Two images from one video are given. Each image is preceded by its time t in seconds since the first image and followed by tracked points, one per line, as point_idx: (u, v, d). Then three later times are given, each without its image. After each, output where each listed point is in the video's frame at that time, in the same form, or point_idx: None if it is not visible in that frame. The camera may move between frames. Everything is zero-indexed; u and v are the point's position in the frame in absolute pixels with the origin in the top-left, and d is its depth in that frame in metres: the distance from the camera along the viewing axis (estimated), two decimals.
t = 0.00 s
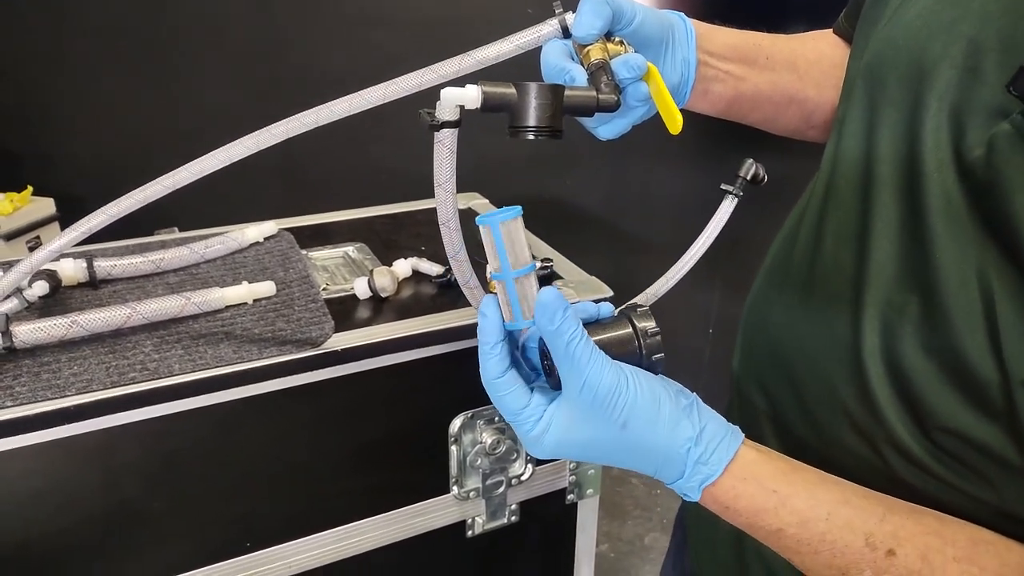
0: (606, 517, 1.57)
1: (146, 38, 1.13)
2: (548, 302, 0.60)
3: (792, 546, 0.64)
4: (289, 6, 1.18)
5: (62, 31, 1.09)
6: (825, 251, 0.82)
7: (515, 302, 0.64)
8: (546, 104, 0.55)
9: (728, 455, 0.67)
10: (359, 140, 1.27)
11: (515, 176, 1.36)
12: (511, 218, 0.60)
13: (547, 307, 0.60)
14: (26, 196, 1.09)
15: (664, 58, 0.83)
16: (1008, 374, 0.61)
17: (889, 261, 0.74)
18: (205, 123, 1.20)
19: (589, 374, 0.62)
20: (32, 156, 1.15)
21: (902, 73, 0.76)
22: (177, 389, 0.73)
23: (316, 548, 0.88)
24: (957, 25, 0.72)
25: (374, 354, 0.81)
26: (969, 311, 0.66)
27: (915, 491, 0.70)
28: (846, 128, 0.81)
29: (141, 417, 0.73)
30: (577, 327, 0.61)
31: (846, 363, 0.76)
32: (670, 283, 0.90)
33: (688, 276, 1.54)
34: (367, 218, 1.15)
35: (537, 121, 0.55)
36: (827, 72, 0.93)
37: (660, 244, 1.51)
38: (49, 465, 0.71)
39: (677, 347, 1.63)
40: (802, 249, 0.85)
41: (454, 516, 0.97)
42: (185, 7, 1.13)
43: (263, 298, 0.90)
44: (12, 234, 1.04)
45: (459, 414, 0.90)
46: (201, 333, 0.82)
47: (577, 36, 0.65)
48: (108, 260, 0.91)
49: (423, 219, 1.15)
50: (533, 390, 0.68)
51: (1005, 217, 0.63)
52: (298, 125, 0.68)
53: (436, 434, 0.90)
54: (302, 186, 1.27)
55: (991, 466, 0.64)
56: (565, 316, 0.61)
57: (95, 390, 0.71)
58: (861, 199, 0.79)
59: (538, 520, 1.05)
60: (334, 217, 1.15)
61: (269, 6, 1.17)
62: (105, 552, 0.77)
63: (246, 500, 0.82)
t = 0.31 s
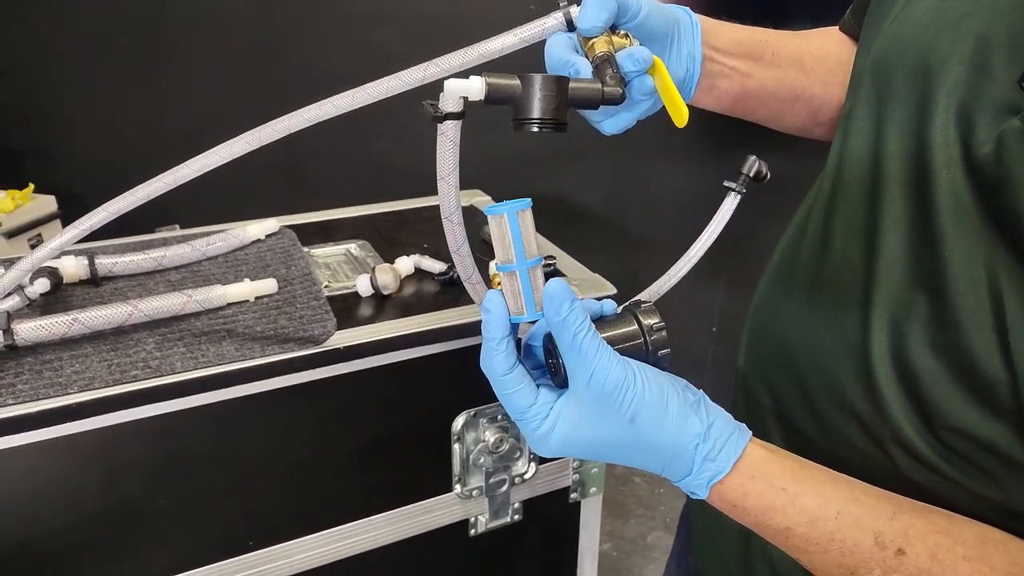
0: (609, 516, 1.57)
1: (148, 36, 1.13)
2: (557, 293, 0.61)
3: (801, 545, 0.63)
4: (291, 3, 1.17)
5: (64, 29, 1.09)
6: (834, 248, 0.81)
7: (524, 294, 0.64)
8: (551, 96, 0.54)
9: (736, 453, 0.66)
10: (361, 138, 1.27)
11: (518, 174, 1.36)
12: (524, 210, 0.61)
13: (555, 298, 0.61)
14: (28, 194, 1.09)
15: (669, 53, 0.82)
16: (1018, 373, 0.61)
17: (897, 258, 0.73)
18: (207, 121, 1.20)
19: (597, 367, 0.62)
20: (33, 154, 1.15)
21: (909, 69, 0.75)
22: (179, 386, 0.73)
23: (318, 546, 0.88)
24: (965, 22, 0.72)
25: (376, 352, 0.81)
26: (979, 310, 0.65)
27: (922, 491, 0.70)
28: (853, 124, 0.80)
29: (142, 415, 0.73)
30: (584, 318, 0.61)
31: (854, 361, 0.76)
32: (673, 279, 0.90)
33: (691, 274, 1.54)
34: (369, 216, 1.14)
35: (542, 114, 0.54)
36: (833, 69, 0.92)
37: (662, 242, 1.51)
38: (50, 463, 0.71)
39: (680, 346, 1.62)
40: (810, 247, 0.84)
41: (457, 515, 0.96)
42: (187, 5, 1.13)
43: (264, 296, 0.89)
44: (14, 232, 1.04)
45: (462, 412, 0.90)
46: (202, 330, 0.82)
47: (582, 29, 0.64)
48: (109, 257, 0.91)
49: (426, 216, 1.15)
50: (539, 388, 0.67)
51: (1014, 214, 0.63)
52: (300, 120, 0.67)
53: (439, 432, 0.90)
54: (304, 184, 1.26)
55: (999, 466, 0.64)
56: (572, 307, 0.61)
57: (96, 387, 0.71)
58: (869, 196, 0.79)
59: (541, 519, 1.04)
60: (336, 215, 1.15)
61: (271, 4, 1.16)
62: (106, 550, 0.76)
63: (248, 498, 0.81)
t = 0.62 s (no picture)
0: (608, 514, 1.56)
1: (147, 31, 1.12)
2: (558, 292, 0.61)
3: (804, 545, 0.63)
4: None
5: (62, 24, 1.08)
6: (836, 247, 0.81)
7: (525, 293, 0.63)
8: (552, 93, 0.54)
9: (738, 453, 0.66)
10: (361, 135, 1.26)
11: (518, 171, 1.35)
12: (525, 209, 0.60)
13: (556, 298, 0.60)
14: (27, 190, 1.08)
15: (671, 49, 0.82)
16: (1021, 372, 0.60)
17: (900, 256, 0.73)
18: (206, 117, 1.20)
19: (599, 367, 0.62)
20: (31, 149, 1.14)
21: (913, 66, 0.75)
22: (178, 383, 0.72)
23: (317, 544, 0.88)
24: (969, 19, 0.71)
25: (376, 350, 0.81)
26: (982, 308, 0.65)
27: (924, 490, 0.69)
28: (856, 120, 0.79)
29: (141, 412, 0.72)
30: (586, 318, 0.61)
31: (856, 359, 0.75)
32: (673, 279, 0.89)
33: (691, 272, 1.53)
34: (368, 213, 1.14)
35: (543, 110, 0.54)
36: (834, 66, 0.92)
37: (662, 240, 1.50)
38: (49, 460, 0.71)
39: (679, 344, 1.62)
40: (812, 246, 0.83)
41: (456, 513, 0.96)
42: None
43: (263, 293, 0.89)
44: (13, 228, 1.03)
45: (462, 410, 0.89)
46: (201, 328, 0.81)
47: (583, 25, 0.64)
48: (108, 254, 0.90)
49: (425, 214, 1.15)
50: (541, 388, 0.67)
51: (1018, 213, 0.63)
52: (298, 116, 0.66)
53: (438, 430, 0.89)
54: (304, 180, 1.26)
55: (1000, 464, 0.64)
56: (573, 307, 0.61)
57: (95, 384, 0.71)
58: (872, 194, 0.78)
59: (540, 517, 1.04)
60: (336, 212, 1.14)
61: None
62: (105, 547, 0.76)
63: (248, 495, 0.81)
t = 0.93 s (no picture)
0: (610, 517, 1.56)
1: (151, 35, 1.12)
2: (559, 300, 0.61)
3: (807, 551, 0.63)
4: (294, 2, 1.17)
5: (67, 28, 1.09)
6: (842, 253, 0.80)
7: (527, 300, 0.63)
8: (556, 98, 0.54)
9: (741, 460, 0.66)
10: (363, 138, 1.26)
11: (520, 174, 1.36)
12: (526, 217, 0.60)
13: (556, 307, 0.60)
14: (30, 193, 1.09)
15: (675, 52, 0.82)
16: None
17: (905, 264, 0.72)
18: (210, 121, 1.20)
19: (600, 373, 0.62)
20: (35, 152, 1.15)
21: (916, 71, 0.74)
22: (182, 387, 0.73)
23: (320, 547, 0.88)
24: (973, 25, 0.71)
25: (379, 354, 0.81)
26: (987, 317, 0.64)
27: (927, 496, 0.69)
28: (860, 124, 0.79)
29: (145, 416, 0.73)
30: (586, 326, 0.60)
31: (861, 364, 0.75)
32: (675, 282, 0.89)
33: (694, 275, 1.53)
34: (371, 217, 1.14)
35: (547, 115, 0.54)
36: (838, 71, 0.91)
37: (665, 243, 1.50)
38: (53, 464, 0.71)
39: (681, 347, 1.62)
40: (817, 252, 0.83)
41: (459, 516, 0.96)
42: (189, 4, 1.12)
43: (267, 297, 0.89)
44: (16, 231, 1.03)
45: (465, 414, 0.89)
46: (205, 331, 0.81)
47: (587, 29, 0.64)
48: (111, 257, 0.90)
49: (428, 217, 1.15)
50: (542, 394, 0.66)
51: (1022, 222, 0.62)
52: (301, 121, 0.66)
53: (442, 434, 0.89)
54: (306, 184, 1.26)
55: (1004, 471, 0.64)
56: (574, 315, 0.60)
57: (99, 388, 0.71)
58: (876, 200, 0.78)
59: (543, 521, 1.04)
60: (339, 215, 1.14)
61: (274, 3, 1.16)
62: (108, 551, 0.76)
63: (251, 499, 0.81)
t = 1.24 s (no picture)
0: (614, 517, 1.56)
1: (154, 36, 1.13)
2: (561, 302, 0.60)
3: (811, 551, 0.63)
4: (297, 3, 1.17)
5: (70, 28, 1.09)
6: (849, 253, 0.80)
7: (528, 303, 0.63)
8: (560, 96, 0.54)
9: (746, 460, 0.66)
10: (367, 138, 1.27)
11: (522, 173, 1.36)
12: (525, 220, 0.60)
13: (557, 310, 0.60)
14: (34, 193, 1.09)
15: (679, 51, 0.82)
16: None
17: (911, 264, 0.72)
18: (213, 121, 1.20)
19: (602, 375, 0.62)
20: (39, 153, 1.15)
21: (923, 69, 0.74)
22: (187, 386, 0.73)
23: (324, 546, 0.88)
24: (980, 24, 0.70)
25: (383, 353, 0.81)
26: (995, 318, 0.64)
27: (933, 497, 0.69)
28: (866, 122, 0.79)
29: (150, 416, 0.73)
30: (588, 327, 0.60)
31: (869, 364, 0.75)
32: (680, 282, 0.89)
33: (697, 275, 1.53)
34: (374, 216, 1.14)
35: (551, 113, 0.54)
36: (843, 69, 0.91)
37: (668, 242, 1.50)
38: (58, 463, 0.71)
39: (685, 347, 1.62)
40: (823, 252, 0.83)
41: (464, 515, 0.96)
42: (193, 4, 1.13)
43: (271, 297, 0.89)
44: (20, 231, 1.04)
45: (469, 413, 0.89)
46: (210, 331, 0.82)
47: (592, 28, 0.64)
48: (116, 257, 0.91)
49: (431, 217, 1.15)
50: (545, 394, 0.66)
51: None
52: (306, 120, 0.66)
53: (445, 433, 0.89)
54: (310, 183, 1.26)
55: (1010, 471, 0.64)
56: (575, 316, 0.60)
57: (104, 388, 0.71)
58: (883, 199, 0.77)
59: (547, 520, 1.04)
60: (342, 215, 1.15)
61: (275, 3, 1.16)
62: (112, 550, 0.76)
63: (255, 498, 0.81)
